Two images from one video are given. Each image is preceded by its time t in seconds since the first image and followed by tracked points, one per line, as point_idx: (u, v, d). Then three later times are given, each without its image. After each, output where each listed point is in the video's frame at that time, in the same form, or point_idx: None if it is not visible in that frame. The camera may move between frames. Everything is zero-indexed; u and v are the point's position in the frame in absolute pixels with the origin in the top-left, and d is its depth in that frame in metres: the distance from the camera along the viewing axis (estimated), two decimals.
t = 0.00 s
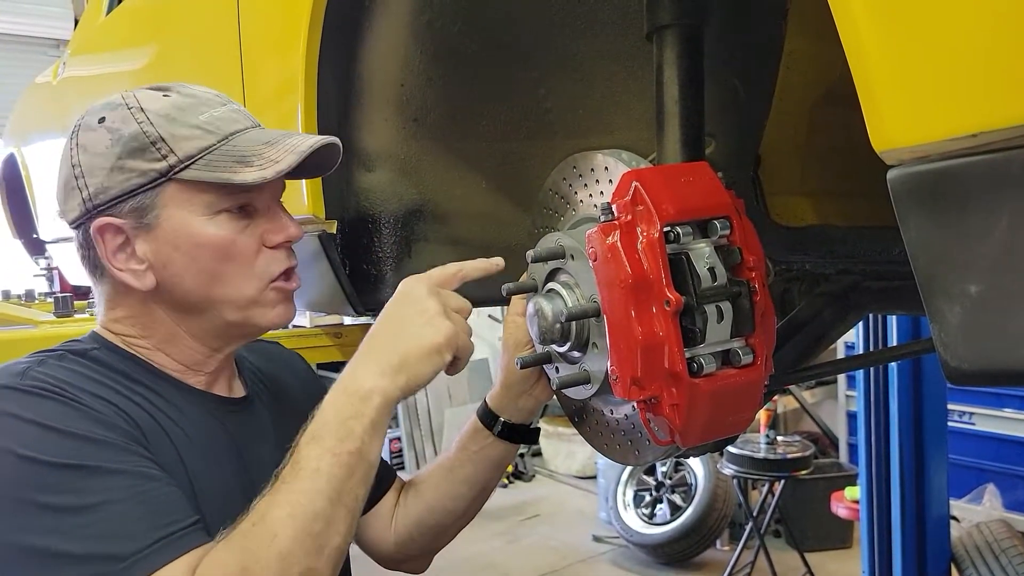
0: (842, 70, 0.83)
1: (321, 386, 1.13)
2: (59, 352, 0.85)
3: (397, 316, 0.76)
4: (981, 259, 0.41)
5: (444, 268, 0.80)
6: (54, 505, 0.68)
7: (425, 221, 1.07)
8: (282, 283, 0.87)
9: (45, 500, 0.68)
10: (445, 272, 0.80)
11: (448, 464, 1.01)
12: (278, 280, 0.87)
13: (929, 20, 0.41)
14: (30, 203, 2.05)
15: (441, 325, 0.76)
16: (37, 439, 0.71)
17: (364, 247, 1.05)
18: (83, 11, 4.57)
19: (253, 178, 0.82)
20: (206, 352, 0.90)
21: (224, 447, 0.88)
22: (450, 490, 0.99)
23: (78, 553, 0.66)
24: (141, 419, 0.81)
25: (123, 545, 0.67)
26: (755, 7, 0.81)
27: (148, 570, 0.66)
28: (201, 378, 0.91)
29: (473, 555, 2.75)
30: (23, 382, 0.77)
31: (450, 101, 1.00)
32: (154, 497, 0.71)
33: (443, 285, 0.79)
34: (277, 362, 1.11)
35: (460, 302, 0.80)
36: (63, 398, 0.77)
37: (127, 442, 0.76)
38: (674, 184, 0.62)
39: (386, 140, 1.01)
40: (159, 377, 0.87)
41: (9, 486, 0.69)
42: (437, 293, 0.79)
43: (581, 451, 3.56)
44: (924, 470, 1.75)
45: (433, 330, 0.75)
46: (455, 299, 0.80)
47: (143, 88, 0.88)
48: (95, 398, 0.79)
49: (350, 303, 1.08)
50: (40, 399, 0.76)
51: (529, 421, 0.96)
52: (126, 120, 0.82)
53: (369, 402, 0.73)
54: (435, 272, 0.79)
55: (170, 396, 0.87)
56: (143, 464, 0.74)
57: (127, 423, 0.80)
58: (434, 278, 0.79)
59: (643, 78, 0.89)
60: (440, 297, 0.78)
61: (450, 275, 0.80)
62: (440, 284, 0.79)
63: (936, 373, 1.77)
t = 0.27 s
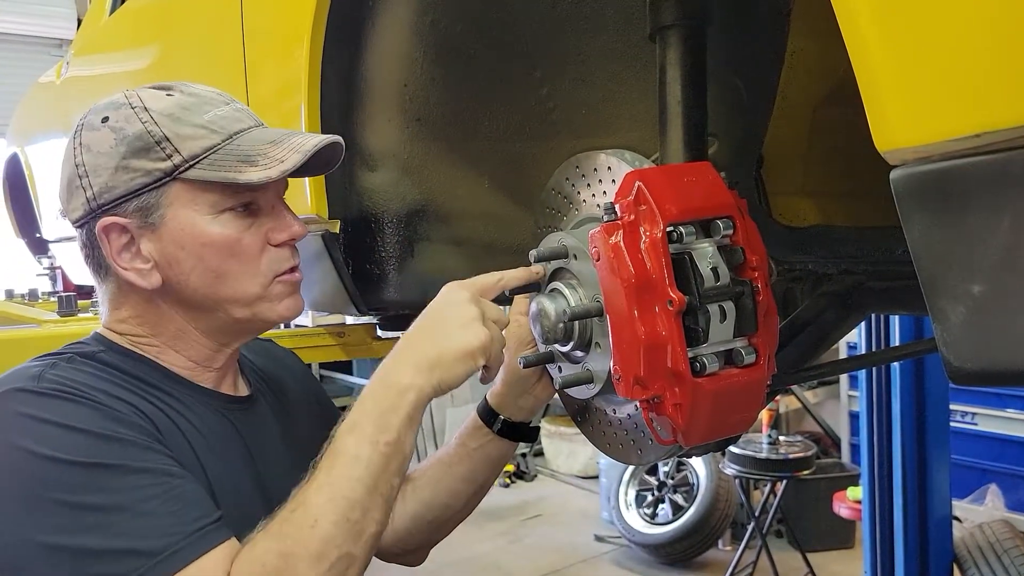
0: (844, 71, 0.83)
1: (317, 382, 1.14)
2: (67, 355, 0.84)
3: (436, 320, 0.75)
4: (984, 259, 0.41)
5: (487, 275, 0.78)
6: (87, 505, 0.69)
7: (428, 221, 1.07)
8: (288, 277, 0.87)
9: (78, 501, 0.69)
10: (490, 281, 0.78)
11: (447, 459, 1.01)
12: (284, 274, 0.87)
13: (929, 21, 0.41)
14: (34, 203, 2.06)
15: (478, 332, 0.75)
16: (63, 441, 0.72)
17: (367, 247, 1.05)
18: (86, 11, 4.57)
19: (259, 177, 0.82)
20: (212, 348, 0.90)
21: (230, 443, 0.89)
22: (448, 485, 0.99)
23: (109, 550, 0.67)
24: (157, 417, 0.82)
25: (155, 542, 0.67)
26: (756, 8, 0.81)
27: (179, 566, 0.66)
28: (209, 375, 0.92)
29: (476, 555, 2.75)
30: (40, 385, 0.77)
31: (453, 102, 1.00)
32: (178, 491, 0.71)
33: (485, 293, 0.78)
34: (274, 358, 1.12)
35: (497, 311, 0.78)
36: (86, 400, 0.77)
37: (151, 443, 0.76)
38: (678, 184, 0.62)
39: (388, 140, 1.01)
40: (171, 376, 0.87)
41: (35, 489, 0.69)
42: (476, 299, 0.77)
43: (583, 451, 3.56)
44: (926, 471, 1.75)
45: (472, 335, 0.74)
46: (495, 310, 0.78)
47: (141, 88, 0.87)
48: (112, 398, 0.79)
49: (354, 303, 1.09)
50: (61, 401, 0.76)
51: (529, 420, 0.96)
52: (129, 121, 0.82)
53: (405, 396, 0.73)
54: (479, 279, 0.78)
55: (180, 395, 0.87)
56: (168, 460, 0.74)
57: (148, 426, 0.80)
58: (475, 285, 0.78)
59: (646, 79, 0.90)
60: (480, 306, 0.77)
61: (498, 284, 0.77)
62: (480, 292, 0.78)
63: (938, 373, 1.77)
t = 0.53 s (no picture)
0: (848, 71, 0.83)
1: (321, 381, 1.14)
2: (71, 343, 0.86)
3: (449, 235, 0.78)
4: (991, 259, 0.41)
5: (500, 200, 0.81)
6: (104, 450, 0.71)
7: (433, 221, 1.06)
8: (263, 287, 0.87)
9: (95, 448, 0.71)
10: (502, 205, 0.81)
11: (451, 461, 1.01)
12: (258, 283, 0.86)
13: (937, 21, 0.41)
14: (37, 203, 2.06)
15: (489, 243, 0.78)
16: (69, 405, 0.73)
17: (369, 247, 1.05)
18: (87, 13, 4.58)
19: (228, 187, 0.81)
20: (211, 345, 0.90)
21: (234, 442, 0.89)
22: (453, 487, 0.99)
23: (123, 503, 0.69)
24: (167, 390, 0.84)
25: (180, 465, 0.69)
26: (760, 9, 0.81)
27: (188, 505, 0.67)
28: (211, 370, 0.92)
29: (477, 556, 2.75)
30: (53, 360, 0.79)
31: (456, 103, 1.00)
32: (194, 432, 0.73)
33: (498, 216, 0.81)
34: (276, 357, 1.12)
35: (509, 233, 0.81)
36: (92, 369, 0.79)
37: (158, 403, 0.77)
38: (682, 185, 0.62)
39: (392, 140, 1.01)
40: (174, 371, 0.87)
41: (49, 454, 0.71)
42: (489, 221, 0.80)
43: (585, 452, 3.56)
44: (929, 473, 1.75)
45: (482, 245, 0.77)
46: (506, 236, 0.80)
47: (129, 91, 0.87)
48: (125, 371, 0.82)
49: (357, 304, 1.10)
50: (76, 369, 0.78)
51: (531, 420, 0.96)
52: (110, 127, 0.82)
53: (416, 297, 0.76)
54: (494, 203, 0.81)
55: (183, 382, 0.87)
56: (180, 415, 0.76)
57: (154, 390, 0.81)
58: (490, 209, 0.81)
59: (650, 79, 0.90)
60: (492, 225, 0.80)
61: (512, 208, 0.81)
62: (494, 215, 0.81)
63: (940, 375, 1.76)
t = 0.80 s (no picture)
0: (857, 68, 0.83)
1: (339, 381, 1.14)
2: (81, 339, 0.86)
3: (461, 238, 0.79)
4: (1009, 256, 0.41)
5: (511, 203, 0.81)
6: (112, 444, 0.71)
7: (439, 219, 1.06)
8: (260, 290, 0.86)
9: (104, 443, 0.71)
10: (513, 208, 0.81)
11: (461, 460, 1.00)
12: (256, 285, 0.86)
13: (957, 15, 0.40)
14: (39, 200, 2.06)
15: (500, 246, 0.78)
16: (78, 399, 0.74)
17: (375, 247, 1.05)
18: (88, 10, 4.57)
19: (223, 190, 0.80)
20: (218, 344, 0.89)
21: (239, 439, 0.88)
22: (462, 486, 0.99)
23: (131, 500, 0.68)
24: (177, 385, 0.84)
25: (189, 461, 0.69)
26: (769, 5, 0.80)
27: (195, 502, 0.67)
28: (220, 370, 0.91)
29: (479, 555, 2.75)
30: (64, 353, 0.80)
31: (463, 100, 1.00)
32: (201, 428, 0.73)
33: (508, 219, 0.81)
34: (293, 356, 1.12)
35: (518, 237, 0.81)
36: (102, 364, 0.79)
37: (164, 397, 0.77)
38: (693, 181, 0.62)
39: (398, 137, 1.01)
40: (183, 370, 0.87)
41: (58, 447, 0.72)
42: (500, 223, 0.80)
43: (586, 451, 3.56)
44: (931, 472, 1.74)
45: (493, 247, 0.78)
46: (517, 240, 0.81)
47: (142, 91, 0.87)
48: (136, 366, 0.82)
49: (364, 302, 1.11)
50: (86, 362, 0.78)
51: (539, 417, 0.96)
52: (117, 126, 0.83)
53: (429, 304, 0.76)
54: (503, 207, 0.81)
55: (191, 380, 0.87)
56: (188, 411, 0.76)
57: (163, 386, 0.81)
58: (500, 212, 0.81)
59: (657, 76, 0.89)
60: (503, 228, 0.80)
61: (521, 209, 0.81)
62: (504, 218, 0.81)
63: (944, 376, 1.75)
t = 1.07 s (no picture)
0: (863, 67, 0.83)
1: (345, 379, 1.13)
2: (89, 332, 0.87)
3: (467, 237, 0.79)
4: (1020, 255, 0.41)
5: (516, 201, 0.81)
6: (114, 436, 0.71)
7: (443, 216, 1.06)
8: (251, 286, 0.85)
9: (107, 433, 0.71)
10: (518, 206, 0.81)
11: (467, 460, 1.01)
12: (249, 282, 0.85)
13: (969, 13, 0.40)
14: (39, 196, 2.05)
15: (508, 245, 0.78)
16: (81, 390, 0.74)
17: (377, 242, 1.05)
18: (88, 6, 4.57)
19: (202, 186, 0.79)
20: (223, 339, 0.90)
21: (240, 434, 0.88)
22: (466, 486, 0.99)
23: (132, 491, 0.68)
24: (182, 380, 0.84)
25: (190, 453, 0.68)
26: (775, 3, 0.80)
27: (196, 493, 0.66)
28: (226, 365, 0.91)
29: (477, 553, 2.75)
30: (71, 345, 0.80)
31: (467, 97, 1.00)
32: (204, 421, 0.72)
33: (514, 217, 0.81)
34: (304, 354, 1.12)
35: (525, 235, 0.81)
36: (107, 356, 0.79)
37: (167, 391, 0.77)
38: (701, 179, 0.61)
39: (402, 135, 1.01)
40: (188, 364, 0.87)
41: (61, 438, 0.72)
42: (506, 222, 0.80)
43: (584, 450, 3.56)
44: (931, 472, 1.75)
45: (501, 246, 0.77)
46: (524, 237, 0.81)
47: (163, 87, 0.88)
48: (143, 360, 0.82)
49: (366, 299, 1.10)
50: (92, 354, 0.78)
51: (544, 416, 0.96)
52: (130, 119, 0.84)
53: (435, 303, 0.75)
54: (509, 205, 0.81)
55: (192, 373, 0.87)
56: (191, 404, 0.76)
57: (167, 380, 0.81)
58: (505, 210, 0.81)
59: (662, 75, 0.89)
60: (509, 226, 0.80)
61: (529, 207, 0.81)
62: (510, 216, 0.81)
63: (944, 376, 1.75)
